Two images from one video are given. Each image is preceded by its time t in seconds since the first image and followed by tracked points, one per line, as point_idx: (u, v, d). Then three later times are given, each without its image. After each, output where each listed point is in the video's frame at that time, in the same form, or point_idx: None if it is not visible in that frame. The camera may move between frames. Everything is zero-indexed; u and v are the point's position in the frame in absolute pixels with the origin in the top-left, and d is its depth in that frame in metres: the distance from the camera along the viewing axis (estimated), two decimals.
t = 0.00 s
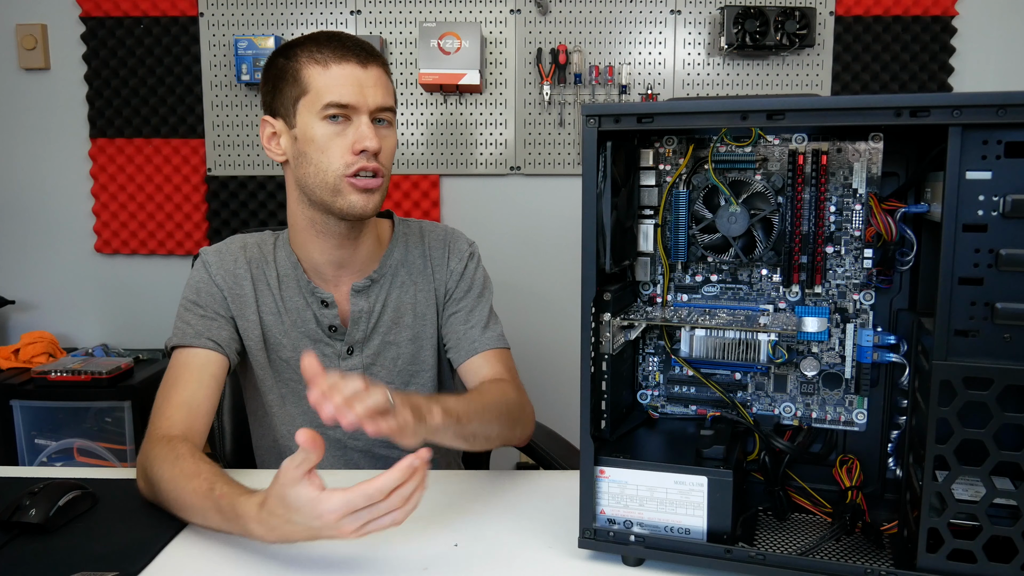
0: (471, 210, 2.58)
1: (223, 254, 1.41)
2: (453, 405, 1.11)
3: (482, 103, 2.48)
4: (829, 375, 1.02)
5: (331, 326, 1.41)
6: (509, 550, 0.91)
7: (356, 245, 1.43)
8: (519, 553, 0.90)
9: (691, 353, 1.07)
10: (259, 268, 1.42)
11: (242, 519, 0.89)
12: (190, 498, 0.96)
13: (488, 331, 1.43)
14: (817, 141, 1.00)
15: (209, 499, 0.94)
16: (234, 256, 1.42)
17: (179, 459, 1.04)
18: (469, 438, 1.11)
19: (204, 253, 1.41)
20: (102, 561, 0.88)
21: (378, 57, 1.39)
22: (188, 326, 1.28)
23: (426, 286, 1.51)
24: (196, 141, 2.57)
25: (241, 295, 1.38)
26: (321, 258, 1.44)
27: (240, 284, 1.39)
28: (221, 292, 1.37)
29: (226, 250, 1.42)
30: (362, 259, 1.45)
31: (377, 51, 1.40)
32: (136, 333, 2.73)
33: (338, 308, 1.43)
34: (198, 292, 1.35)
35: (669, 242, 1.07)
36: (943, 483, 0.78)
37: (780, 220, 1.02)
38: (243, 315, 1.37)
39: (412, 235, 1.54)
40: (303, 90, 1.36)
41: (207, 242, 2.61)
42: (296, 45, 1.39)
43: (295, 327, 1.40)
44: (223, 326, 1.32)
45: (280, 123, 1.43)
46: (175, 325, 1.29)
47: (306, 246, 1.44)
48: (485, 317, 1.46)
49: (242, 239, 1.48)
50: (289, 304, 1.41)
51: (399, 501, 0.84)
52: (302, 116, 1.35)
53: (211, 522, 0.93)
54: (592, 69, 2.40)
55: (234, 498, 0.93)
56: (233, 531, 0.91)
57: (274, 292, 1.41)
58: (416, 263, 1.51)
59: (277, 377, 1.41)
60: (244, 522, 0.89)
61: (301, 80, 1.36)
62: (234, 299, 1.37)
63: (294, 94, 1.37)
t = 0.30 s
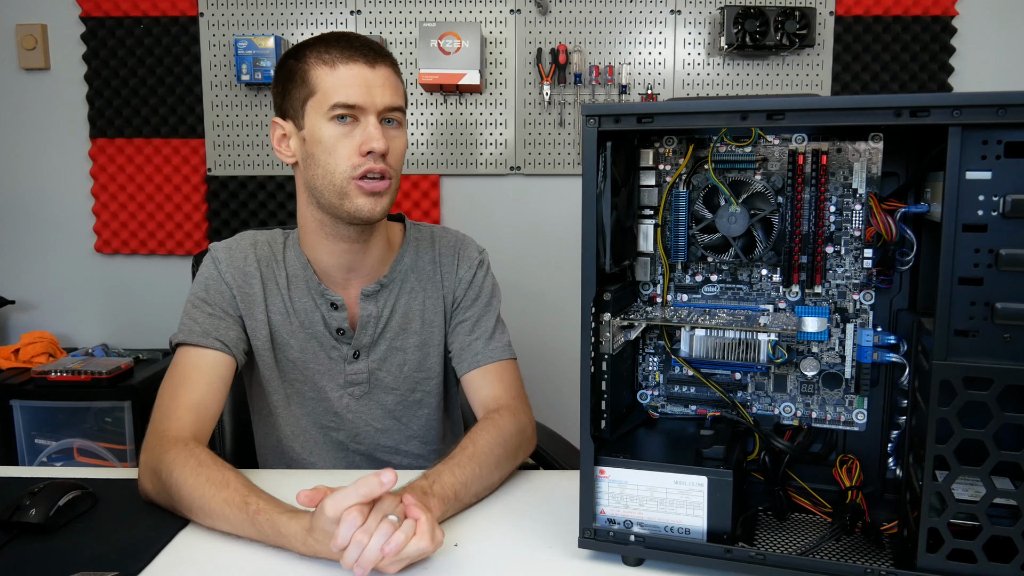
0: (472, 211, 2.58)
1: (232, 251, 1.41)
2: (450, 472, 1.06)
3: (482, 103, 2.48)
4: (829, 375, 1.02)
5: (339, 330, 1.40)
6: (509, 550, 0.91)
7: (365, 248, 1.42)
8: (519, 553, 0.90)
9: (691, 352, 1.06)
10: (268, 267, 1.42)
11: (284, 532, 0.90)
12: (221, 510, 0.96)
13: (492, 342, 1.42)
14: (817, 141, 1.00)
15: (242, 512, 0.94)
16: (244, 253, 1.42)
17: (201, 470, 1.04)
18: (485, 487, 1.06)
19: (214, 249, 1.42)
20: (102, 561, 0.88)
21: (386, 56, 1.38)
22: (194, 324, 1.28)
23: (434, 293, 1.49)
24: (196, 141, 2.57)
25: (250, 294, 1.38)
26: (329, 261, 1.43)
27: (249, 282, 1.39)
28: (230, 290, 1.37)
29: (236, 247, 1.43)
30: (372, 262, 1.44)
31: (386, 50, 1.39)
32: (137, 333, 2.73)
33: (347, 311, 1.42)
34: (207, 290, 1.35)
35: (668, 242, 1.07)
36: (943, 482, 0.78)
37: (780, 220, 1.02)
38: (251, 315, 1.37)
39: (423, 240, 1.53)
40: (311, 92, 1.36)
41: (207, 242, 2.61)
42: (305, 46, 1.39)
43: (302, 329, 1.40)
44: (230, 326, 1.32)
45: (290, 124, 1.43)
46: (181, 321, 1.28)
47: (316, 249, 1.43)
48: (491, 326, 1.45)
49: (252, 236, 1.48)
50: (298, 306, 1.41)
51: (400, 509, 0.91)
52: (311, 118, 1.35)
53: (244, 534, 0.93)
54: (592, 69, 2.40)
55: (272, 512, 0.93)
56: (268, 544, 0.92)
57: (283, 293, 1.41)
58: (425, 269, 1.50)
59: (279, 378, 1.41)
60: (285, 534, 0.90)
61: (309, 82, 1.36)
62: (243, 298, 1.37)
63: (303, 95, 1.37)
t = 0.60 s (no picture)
0: (472, 212, 2.58)
1: (236, 250, 1.41)
2: (449, 472, 1.06)
3: (482, 103, 2.48)
4: (829, 375, 1.02)
5: (341, 333, 1.40)
6: (510, 549, 0.91)
7: (368, 253, 1.41)
8: (520, 553, 0.90)
9: (691, 353, 1.06)
10: (271, 269, 1.42)
11: (284, 537, 0.90)
12: (221, 513, 0.95)
13: (493, 347, 1.42)
14: (817, 141, 1.00)
15: (241, 516, 0.94)
16: (247, 253, 1.42)
17: (200, 473, 1.04)
18: (485, 488, 1.07)
19: (218, 248, 1.41)
20: (102, 561, 0.88)
21: (386, 60, 1.36)
22: (195, 324, 1.27)
23: (436, 296, 1.49)
24: (196, 142, 2.57)
25: (253, 296, 1.38)
26: (332, 266, 1.43)
27: (253, 284, 1.39)
28: (233, 291, 1.36)
29: (240, 246, 1.42)
30: (375, 266, 1.44)
31: (386, 54, 1.37)
32: (137, 334, 2.73)
33: (349, 315, 1.42)
34: (210, 289, 1.35)
35: (669, 242, 1.07)
36: (943, 482, 0.78)
37: (780, 220, 1.02)
38: (253, 317, 1.37)
39: (426, 242, 1.53)
40: (311, 99, 1.34)
41: (207, 242, 2.61)
42: (306, 51, 1.38)
43: (304, 332, 1.40)
44: (232, 327, 1.32)
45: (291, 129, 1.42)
46: (182, 321, 1.28)
47: (319, 253, 1.43)
48: (493, 329, 1.45)
49: (256, 235, 1.48)
50: (301, 308, 1.41)
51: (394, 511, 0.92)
52: (310, 126, 1.34)
53: (244, 537, 0.93)
54: (592, 69, 2.40)
55: (272, 517, 0.93)
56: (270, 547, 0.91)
57: (286, 295, 1.41)
58: (427, 272, 1.50)
59: (280, 380, 1.41)
60: (286, 539, 0.89)
61: (308, 89, 1.35)
62: (246, 300, 1.37)
63: (303, 100, 1.36)
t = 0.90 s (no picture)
0: (471, 212, 2.58)
1: (233, 250, 1.41)
2: (446, 472, 1.06)
3: (482, 103, 2.48)
4: (829, 375, 1.02)
5: (337, 333, 1.40)
6: (509, 549, 0.91)
7: (359, 254, 1.41)
8: (520, 553, 0.90)
9: (691, 353, 1.06)
10: (269, 270, 1.42)
11: (284, 537, 0.90)
12: (220, 513, 0.95)
13: (491, 346, 1.42)
14: (817, 141, 1.00)
15: (240, 516, 0.94)
16: (245, 253, 1.42)
17: (199, 473, 1.04)
18: (483, 487, 1.06)
19: (215, 249, 1.41)
20: (103, 561, 0.88)
21: (346, 56, 1.34)
22: (194, 324, 1.27)
23: (433, 296, 1.49)
24: (196, 142, 2.58)
25: (251, 297, 1.38)
26: (324, 269, 1.43)
27: (250, 284, 1.39)
28: (232, 291, 1.36)
29: (238, 246, 1.43)
30: (367, 267, 1.44)
31: (349, 50, 1.35)
32: (137, 334, 2.73)
33: (344, 316, 1.42)
34: (208, 290, 1.34)
35: (668, 242, 1.07)
36: (943, 482, 0.78)
37: (780, 220, 1.02)
38: (251, 317, 1.37)
39: (421, 241, 1.53)
40: (276, 104, 1.35)
41: (207, 242, 2.61)
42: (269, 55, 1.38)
43: (300, 332, 1.40)
44: (230, 328, 1.32)
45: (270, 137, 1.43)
46: (181, 321, 1.28)
47: (310, 256, 1.43)
48: (490, 328, 1.45)
49: (254, 236, 1.48)
50: (297, 310, 1.41)
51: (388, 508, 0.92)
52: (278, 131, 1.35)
53: (243, 537, 0.93)
54: (592, 69, 2.40)
55: (271, 517, 0.92)
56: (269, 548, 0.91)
57: (283, 296, 1.41)
58: (423, 272, 1.50)
59: (279, 380, 1.41)
60: (285, 539, 0.89)
61: (274, 94, 1.35)
62: (244, 300, 1.37)
63: (272, 107, 1.37)
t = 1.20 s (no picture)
0: (471, 212, 2.58)
1: (233, 251, 1.41)
2: (446, 471, 1.06)
3: (482, 103, 2.48)
4: (829, 375, 1.02)
5: (337, 334, 1.40)
6: (509, 549, 0.91)
7: (359, 254, 1.41)
8: (520, 553, 0.90)
9: (691, 353, 1.07)
10: (269, 270, 1.42)
11: (284, 537, 0.90)
12: (220, 513, 0.95)
13: (491, 345, 1.42)
14: (817, 141, 1.00)
15: (240, 516, 0.94)
16: (245, 253, 1.42)
17: (199, 473, 1.04)
18: (483, 485, 1.07)
19: (214, 250, 1.41)
20: (103, 561, 0.88)
21: (341, 56, 1.34)
22: (194, 325, 1.27)
23: (432, 296, 1.49)
24: (196, 142, 2.58)
25: (251, 297, 1.38)
26: (323, 268, 1.43)
27: (250, 284, 1.39)
28: (232, 292, 1.36)
29: (237, 247, 1.42)
30: (367, 267, 1.44)
31: (342, 50, 1.35)
32: (137, 334, 2.73)
33: (345, 316, 1.42)
34: (208, 291, 1.34)
35: (668, 242, 1.07)
36: (943, 482, 0.78)
37: (780, 220, 1.02)
38: (251, 317, 1.37)
39: (421, 241, 1.53)
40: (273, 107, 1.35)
41: (207, 242, 2.61)
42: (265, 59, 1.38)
43: (300, 331, 1.40)
44: (230, 328, 1.32)
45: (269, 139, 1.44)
46: (181, 321, 1.28)
47: (310, 256, 1.43)
48: (490, 327, 1.45)
49: (253, 236, 1.48)
50: (297, 310, 1.41)
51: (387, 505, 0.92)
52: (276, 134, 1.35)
53: (243, 537, 0.93)
54: (592, 69, 2.40)
55: (271, 517, 0.92)
56: (269, 548, 0.91)
57: (283, 296, 1.41)
58: (423, 272, 1.50)
59: (279, 380, 1.41)
60: (286, 538, 0.89)
61: (270, 97, 1.35)
62: (244, 300, 1.37)
63: (269, 109, 1.37)
